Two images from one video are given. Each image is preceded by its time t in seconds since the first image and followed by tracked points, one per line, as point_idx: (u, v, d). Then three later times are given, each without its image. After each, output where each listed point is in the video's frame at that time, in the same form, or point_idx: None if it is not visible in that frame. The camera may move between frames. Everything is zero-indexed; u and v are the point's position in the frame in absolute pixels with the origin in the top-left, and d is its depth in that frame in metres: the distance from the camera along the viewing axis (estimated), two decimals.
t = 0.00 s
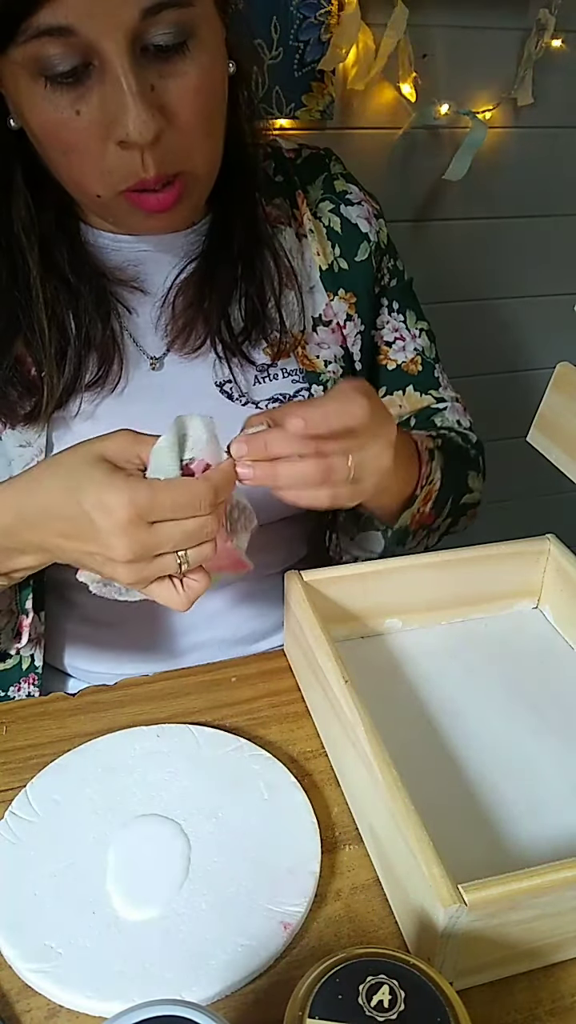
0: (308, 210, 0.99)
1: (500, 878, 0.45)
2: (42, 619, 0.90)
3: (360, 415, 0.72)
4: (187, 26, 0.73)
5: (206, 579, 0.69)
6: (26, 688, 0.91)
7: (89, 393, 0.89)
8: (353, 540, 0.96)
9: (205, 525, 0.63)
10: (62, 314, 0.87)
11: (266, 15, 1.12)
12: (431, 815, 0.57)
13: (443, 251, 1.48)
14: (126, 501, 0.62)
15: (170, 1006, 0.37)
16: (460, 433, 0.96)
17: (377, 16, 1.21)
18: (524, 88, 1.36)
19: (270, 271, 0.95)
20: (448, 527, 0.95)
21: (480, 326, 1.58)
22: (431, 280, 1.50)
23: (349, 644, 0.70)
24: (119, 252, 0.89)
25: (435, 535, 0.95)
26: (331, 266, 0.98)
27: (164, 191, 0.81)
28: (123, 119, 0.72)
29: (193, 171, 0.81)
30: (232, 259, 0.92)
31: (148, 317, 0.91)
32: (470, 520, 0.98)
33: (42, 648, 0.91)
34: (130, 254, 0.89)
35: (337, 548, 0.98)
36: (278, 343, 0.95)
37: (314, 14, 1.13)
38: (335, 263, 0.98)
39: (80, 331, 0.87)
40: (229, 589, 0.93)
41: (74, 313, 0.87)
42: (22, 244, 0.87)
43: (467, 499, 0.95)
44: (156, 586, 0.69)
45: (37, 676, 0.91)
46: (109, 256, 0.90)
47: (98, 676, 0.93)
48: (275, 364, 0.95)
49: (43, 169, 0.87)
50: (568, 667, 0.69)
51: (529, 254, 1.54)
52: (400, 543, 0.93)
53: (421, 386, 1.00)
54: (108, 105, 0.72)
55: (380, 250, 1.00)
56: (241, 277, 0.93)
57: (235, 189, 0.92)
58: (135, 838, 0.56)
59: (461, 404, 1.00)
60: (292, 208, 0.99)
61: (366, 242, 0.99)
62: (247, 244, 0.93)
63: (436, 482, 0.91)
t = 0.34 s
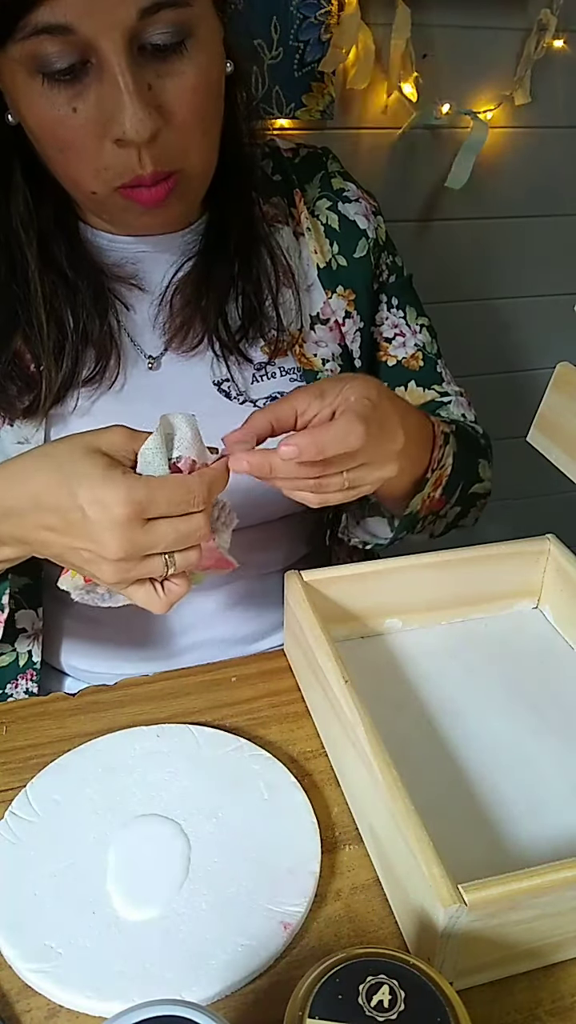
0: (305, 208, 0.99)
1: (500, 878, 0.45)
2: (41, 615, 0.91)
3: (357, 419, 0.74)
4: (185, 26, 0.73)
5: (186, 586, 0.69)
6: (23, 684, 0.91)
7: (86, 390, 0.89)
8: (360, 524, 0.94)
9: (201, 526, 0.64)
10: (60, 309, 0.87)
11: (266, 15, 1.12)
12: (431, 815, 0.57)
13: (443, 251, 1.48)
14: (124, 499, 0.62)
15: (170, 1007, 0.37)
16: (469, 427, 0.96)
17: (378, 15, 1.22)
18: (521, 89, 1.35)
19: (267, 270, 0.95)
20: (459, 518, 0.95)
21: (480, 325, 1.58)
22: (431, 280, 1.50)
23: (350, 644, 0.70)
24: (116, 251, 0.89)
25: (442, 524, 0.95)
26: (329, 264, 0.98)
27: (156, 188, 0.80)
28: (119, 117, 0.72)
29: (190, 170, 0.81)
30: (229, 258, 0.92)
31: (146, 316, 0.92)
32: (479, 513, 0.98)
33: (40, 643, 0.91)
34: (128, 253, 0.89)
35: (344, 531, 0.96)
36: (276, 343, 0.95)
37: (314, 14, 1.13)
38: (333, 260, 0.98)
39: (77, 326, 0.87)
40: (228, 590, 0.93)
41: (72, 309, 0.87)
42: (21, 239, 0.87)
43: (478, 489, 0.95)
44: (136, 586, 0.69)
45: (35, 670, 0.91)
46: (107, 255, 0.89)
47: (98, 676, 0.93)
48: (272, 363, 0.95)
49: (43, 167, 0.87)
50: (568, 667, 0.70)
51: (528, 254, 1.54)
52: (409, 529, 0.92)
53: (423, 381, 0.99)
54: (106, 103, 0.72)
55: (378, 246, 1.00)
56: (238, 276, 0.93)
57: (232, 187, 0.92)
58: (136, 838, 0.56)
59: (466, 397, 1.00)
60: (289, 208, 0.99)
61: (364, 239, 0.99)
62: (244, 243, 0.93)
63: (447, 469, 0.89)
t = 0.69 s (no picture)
0: (306, 208, 0.98)
1: (500, 878, 0.45)
2: (41, 610, 0.91)
3: (346, 390, 0.71)
4: (184, 27, 0.73)
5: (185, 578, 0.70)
6: (23, 682, 0.91)
7: (86, 385, 0.89)
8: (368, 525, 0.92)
9: (192, 518, 0.65)
10: (60, 305, 0.87)
11: (266, 15, 1.12)
12: (431, 815, 0.57)
13: (443, 251, 1.48)
14: (123, 499, 0.62)
15: (170, 1007, 0.37)
16: (473, 420, 0.95)
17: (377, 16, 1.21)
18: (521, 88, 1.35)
19: (267, 269, 0.95)
20: (466, 512, 0.94)
21: (480, 325, 1.58)
22: (431, 279, 1.50)
23: (350, 644, 0.70)
24: (118, 249, 0.89)
25: (452, 520, 0.94)
26: (329, 263, 0.98)
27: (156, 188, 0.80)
28: (118, 117, 0.72)
29: (188, 171, 0.81)
30: (230, 257, 0.92)
31: (147, 315, 0.91)
32: (486, 508, 0.97)
33: (40, 640, 0.91)
34: (129, 252, 0.89)
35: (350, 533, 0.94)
36: (275, 342, 0.95)
37: (314, 14, 1.13)
38: (333, 259, 0.98)
39: (78, 322, 0.87)
40: (227, 590, 0.93)
41: (72, 305, 0.87)
42: (22, 236, 0.87)
43: (484, 482, 0.94)
44: (135, 585, 0.69)
45: (36, 668, 0.91)
46: (107, 253, 0.89)
47: (99, 676, 0.93)
48: (272, 363, 0.96)
49: (44, 164, 0.87)
50: (568, 667, 0.70)
51: (529, 254, 1.54)
52: (417, 524, 0.90)
53: (428, 378, 0.98)
54: (104, 103, 0.72)
55: (379, 244, 1.00)
56: (238, 275, 0.93)
57: (232, 187, 0.92)
58: (136, 838, 0.56)
59: (472, 393, 0.99)
60: (290, 208, 0.99)
61: (366, 236, 0.98)
62: (245, 242, 0.93)
63: (450, 461, 0.89)
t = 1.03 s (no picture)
0: (310, 212, 0.99)
1: (499, 878, 0.45)
2: (42, 615, 0.91)
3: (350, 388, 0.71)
4: (191, 24, 0.73)
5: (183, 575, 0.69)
6: (24, 684, 0.91)
7: (88, 388, 0.89)
8: (349, 525, 0.98)
9: (194, 524, 0.64)
10: (62, 307, 0.87)
11: (266, 15, 1.12)
12: (431, 815, 0.57)
13: (444, 251, 1.48)
14: (127, 495, 0.62)
15: (170, 1007, 0.37)
16: (461, 434, 0.96)
17: (377, 15, 1.21)
18: (527, 89, 1.36)
19: (272, 272, 0.94)
20: (445, 525, 0.96)
21: (481, 325, 1.58)
22: (433, 279, 1.50)
23: (350, 644, 0.70)
24: (121, 251, 0.89)
25: (430, 531, 0.96)
26: (332, 268, 0.98)
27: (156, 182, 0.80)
28: (123, 112, 0.72)
29: (192, 169, 0.81)
30: (234, 259, 0.92)
31: (150, 316, 0.92)
32: (464, 522, 0.98)
33: (41, 642, 0.91)
34: (130, 252, 0.89)
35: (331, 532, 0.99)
36: (279, 344, 0.95)
37: (314, 14, 1.13)
38: (336, 265, 0.98)
39: (80, 324, 0.87)
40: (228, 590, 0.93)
41: (74, 305, 0.87)
42: (25, 237, 0.87)
43: (466, 499, 0.95)
44: (134, 579, 0.68)
45: (36, 669, 0.91)
46: (109, 253, 0.90)
47: (98, 676, 0.93)
48: (276, 365, 0.95)
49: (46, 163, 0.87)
50: (568, 667, 0.69)
51: (530, 254, 1.54)
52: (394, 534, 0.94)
53: (420, 389, 0.99)
54: (111, 98, 0.72)
55: (380, 253, 1.00)
56: (243, 277, 0.93)
57: (236, 189, 0.92)
58: (137, 838, 0.56)
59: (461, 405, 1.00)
60: (294, 210, 0.99)
61: (368, 244, 0.98)
62: (248, 243, 0.93)
63: (435, 479, 0.90)
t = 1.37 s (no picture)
0: (310, 209, 0.99)
1: (499, 879, 0.45)
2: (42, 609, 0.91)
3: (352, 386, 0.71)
4: (195, 20, 0.73)
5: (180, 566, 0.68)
6: (24, 682, 0.91)
7: (86, 386, 0.89)
8: (356, 523, 0.94)
9: (189, 517, 0.64)
10: (62, 303, 0.87)
11: (265, 16, 1.11)
12: (432, 815, 0.57)
13: (445, 250, 1.48)
14: (128, 490, 0.62)
15: (170, 1007, 0.37)
16: (471, 430, 0.95)
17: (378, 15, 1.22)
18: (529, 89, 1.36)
19: (274, 274, 0.95)
20: (457, 520, 0.95)
21: (481, 325, 1.58)
22: (434, 278, 1.50)
23: (350, 644, 0.70)
24: (122, 249, 0.90)
25: (442, 525, 0.95)
26: (334, 265, 0.98)
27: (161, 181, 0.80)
28: (126, 106, 0.72)
29: (194, 165, 0.81)
30: (235, 258, 0.92)
31: (149, 314, 0.91)
32: (479, 517, 0.97)
33: (41, 641, 0.91)
34: (132, 251, 0.90)
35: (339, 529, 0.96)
36: (279, 343, 0.95)
37: (314, 14, 1.12)
38: (338, 261, 0.98)
39: (80, 320, 0.87)
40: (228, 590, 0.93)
41: (75, 303, 0.87)
42: (27, 232, 0.87)
43: (478, 493, 0.94)
44: (129, 571, 0.68)
45: (36, 669, 0.91)
46: (110, 251, 0.90)
47: (98, 676, 0.93)
48: (276, 364, 0.95)
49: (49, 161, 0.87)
50: (568, 667, 0.70)
51: (531, 254, 1.54)
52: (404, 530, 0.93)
53: (426, 385, 0.98)
54: (113, 91, 0.72)
55: (383, 248, 1.00)
56: (243, 278, 0.93)
57: (238, 191, 0.93)
58: (137, 838, 0.56)
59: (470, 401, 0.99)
60: (296, 208, 0.99)
61: (370, 241, 0.99)
62: (249, 242, 0.93)
63: (443, 470, 0.89)
